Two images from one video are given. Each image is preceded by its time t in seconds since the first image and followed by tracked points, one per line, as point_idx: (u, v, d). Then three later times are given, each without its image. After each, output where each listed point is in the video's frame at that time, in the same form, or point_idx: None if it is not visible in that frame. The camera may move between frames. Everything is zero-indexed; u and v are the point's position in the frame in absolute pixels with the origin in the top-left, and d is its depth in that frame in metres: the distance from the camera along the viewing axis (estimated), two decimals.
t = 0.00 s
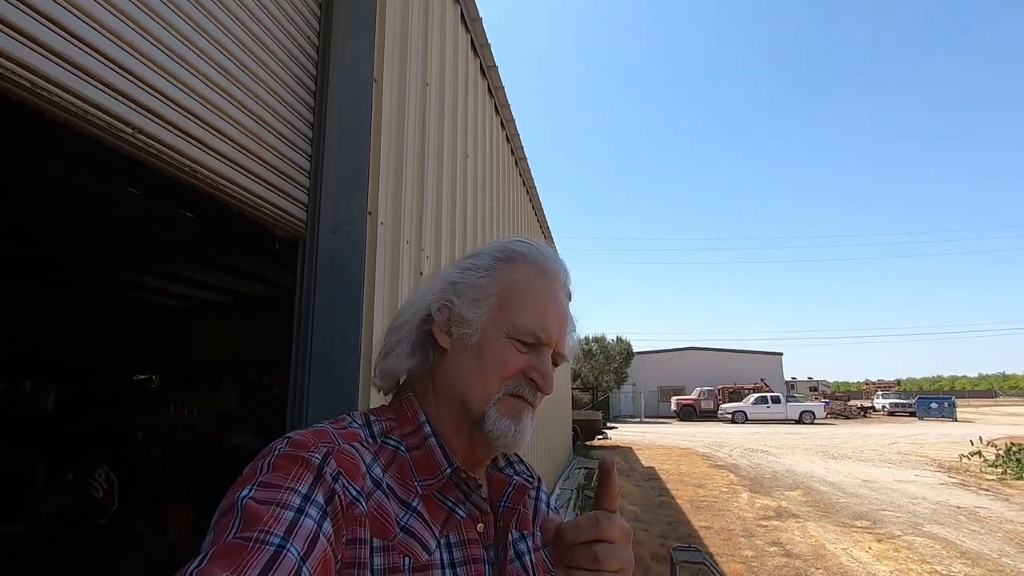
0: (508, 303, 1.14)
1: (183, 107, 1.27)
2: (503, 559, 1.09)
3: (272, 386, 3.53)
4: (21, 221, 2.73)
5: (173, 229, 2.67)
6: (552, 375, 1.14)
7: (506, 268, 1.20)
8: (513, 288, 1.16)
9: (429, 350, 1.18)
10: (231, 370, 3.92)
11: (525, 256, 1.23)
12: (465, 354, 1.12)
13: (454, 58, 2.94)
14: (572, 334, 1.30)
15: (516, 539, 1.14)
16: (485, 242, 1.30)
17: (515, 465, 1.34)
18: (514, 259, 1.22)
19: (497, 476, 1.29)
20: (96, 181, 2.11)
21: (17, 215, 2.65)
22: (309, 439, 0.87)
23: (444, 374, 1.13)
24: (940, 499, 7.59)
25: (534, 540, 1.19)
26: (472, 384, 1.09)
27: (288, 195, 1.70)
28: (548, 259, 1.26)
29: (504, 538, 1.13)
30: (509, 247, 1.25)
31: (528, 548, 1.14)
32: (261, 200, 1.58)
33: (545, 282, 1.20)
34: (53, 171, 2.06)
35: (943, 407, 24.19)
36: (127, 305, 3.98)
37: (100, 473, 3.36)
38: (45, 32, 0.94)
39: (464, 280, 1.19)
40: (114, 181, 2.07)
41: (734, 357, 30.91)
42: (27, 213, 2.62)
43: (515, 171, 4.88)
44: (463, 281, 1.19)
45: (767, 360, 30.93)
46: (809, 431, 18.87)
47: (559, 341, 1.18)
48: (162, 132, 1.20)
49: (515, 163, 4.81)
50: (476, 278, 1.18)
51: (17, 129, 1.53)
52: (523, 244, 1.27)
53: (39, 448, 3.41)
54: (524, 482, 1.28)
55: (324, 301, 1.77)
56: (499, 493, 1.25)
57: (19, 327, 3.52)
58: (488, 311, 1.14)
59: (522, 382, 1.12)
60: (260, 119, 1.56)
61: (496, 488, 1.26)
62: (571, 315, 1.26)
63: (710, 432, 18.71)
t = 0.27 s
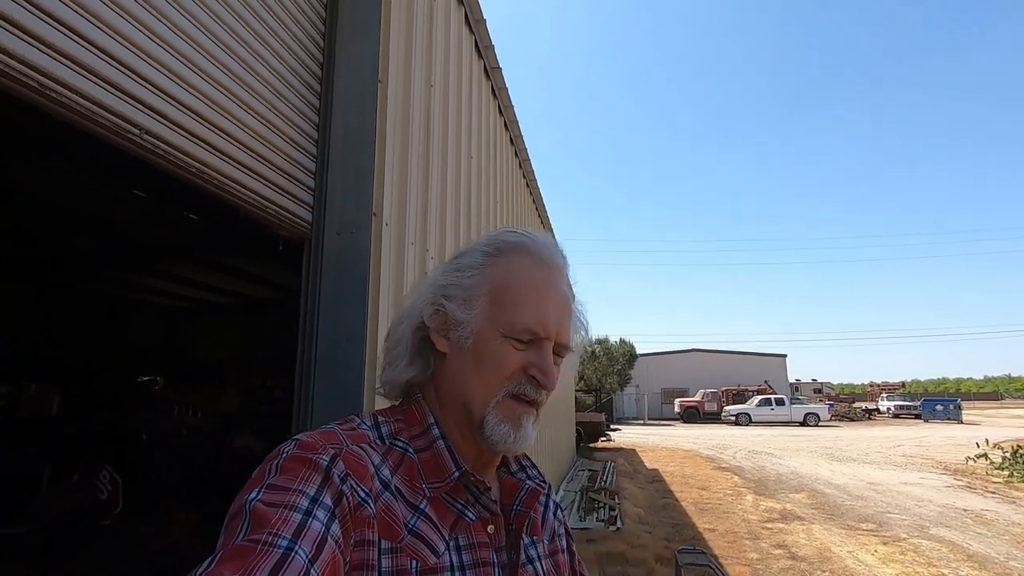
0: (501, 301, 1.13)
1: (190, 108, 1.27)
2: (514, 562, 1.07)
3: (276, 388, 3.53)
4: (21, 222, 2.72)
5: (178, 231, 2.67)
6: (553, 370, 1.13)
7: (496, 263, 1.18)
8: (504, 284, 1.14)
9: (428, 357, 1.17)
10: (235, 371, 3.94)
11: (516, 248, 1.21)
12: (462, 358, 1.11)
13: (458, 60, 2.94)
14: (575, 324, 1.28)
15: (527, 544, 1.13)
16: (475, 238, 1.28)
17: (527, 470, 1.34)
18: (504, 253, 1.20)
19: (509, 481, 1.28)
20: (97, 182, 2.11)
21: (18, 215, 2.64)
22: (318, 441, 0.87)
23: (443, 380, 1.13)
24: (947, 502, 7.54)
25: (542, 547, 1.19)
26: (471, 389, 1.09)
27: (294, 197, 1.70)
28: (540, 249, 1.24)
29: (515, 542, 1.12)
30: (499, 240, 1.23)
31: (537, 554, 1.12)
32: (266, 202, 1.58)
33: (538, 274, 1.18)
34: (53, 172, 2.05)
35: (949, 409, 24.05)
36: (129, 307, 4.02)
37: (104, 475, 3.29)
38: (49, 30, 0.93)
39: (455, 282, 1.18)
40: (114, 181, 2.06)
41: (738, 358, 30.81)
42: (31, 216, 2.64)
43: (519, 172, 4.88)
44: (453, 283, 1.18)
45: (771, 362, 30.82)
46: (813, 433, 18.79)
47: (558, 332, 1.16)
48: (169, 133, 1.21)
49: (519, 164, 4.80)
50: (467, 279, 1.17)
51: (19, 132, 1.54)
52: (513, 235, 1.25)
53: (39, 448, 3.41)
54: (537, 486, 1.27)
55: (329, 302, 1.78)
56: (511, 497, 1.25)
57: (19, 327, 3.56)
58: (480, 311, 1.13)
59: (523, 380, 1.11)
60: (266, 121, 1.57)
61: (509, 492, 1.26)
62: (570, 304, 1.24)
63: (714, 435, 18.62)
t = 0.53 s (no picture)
0: (494, 293, 1.14)
1: (196, 109, 1.28)
2: (525, 557, 1.09)
3: (276, 389, 3.53)
4: (21, 220, 2.72)
5: (178, 232, 2.68)
6: (555, 358, 1.13)
7: (486, 257, 1.19)
8: (496, 277, 1.16)
9: (430, 357, 1.19)
10: (235, 373, 3.94)
11: (505, 239, 1.22)
12: (461, 355, 1.12)
13: (461, 64, 2.96)
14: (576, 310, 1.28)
15: (538, 541, 1.14)
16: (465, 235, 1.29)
17: (539, 468, 1.35)
18: (494, 246, 1.21)
19: (521, 478, 1.28)
20: (99, 182, 2.12)
21: (19, 214, 2.64)
22: (332, 435, 0.88)
23: (446, 379, 1.14)
24: (946, 508, 7.54)
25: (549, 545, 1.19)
26: (473, 385, 1.10)
27: (298, 198, 1.72)
28: (531, 238, 1.25)
29: (529, 542, 1.13)
30: (489, 233, 1.24)
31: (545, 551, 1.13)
32: (271, 203, 1.59)
33: (530, 262, 1.19)
34: (54, 170, 2.04)
35: (947, 416, 24.05)
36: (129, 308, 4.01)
37: (102, 477, 3.38)
38: (59, 28, 0.94)
39: (448, 279, 1.19)
40: (115, 182, 2.06)
41: (737, 364, 30.81)
42: (32, 216, 2.65)
43: (520, 176, 4.90)
44: (444, 281, 1.20)
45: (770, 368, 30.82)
46: (812, 439, 18.78)
47: (557, 318, 1.16)
48: (176, 133, 1.22)
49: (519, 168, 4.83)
50: (460, 275, 1.18)
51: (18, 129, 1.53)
52: (502, 226, 1.26)
53: (39, 447, 3.43)
54: (550, 484, 1.27)
55: (332, 304, 1.79)
56: (524, 493, 1.25)
57: (19, 328, 3.52)
58: (475, 306, 1.14)
59: (526, 371, 1.11)
60: (271, 123, 1.58)
61: (521, 489, 1.26)
62: (568, 289, 1.24)
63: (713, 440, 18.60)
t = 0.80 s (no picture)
0: (510, 295, 1.14)
1: (191, 110, 1.28)
2: (528, 554, 1.09)
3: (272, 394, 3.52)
4: (21, 220, 2.68)
5: (176, 236, 2.68)
6: (566, 363, 1.13)
7: (502, 259, 1.19)
8: (513, 279, 1.16)
9: (440, 356, 1.18)
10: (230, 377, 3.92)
11: (522, 242, 1.23)
12: (473, 356, 1.12)
13: (458, 69, 2.97)
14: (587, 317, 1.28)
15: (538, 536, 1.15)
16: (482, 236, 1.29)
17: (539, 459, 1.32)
18: (511, 249, 1.21)
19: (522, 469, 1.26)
20: (97, 184, 2.12)
21: (16, 216, 2.63)
22: (335, 435, 0.87)
23: (455, 379, 1.14)
24: (941, 514, 7.55)
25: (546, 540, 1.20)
26: (482, 386, 1.10)
27: (294, 201, 1.72)
28: (548, 242, 1.25)
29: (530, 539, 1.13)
30: (506, 236, 1.24)
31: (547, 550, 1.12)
32: (267, 205, 1.59)
33: (547, 266, 1.19)
34: (52, 171, 2.04)
35: (942, 422, 24.10)
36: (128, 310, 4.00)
37: (95, 481, 3.29)
38: (54, 28, 0.94)
39: (464, 279, 1.19)
40: (112, 182, 2.05)
41: (733, 370, 30.84)
42: (28, 218, 2.64)
43: (517, 181, 4.90)
44: (460, 281, 1.20)
45: (766, 374, 30.86)
46: (808, 444, 18.79)
47: (570, 325, 1.16)
48: (170, 134, 1.22)
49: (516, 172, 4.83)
50: (475, 276, 1.18)
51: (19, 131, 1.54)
52: (519, 230, 1.26)
53: (39, 448, 3.34)
54: (550, 476, 1.25)
55: (328, 307, 1.79)
56: (524, 487, 1.24)
57: (19, 327, 3.49)
58: (489, 308, 1.14)
59: (535, 375, 1.11)
60: (267, 125, 1.58)
61: (522, 483, 1.24)
62: (582, 295, 1.24)
63: (709, 445, 18.60)
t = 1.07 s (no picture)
0: (500, 302, 1.13)
1: (187, 114, 1.28)
2: (513, 563, 1.08)
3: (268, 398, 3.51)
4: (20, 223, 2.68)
5: (174, 239, 2.69)
6: (556, 371, 1.12)
7: (492, 265, 1.19)
8: (503, 285, 1.15)
9: (428, 363, 1.17)
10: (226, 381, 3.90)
11: (512, 249, 1.22)
12: (462, 363, 1.12)
13: (456, 74, 2.98)
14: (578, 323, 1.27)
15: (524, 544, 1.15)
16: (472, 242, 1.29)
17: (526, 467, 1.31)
18: (501, 255, 1.21)
19: (507, 479, 1.25)
20: (96, 189, 2.13)
21: (14, 219, 2.63)
22: (321, 441, 0.86)
23: (444, 386, 1.13)
24: (941, 520, 7.52)
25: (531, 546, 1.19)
26: (472, 393, 1.09)
27: (290, 205, 1.71)
28: (538, 249, 1.25)
29: (515, 547, 1.12)
30: (496, 242, 1.24)
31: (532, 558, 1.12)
32: (263, 209, 1.59)
33: (537, 273, 1.19)
34: (51, 175, 2.04)
35: (942, 428, 24.05)
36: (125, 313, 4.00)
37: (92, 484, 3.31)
38: (46, 31, 0.94)
39: (453, 286, 1.19)
40: (111, 187, 2.05)
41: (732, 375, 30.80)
42: (25, 221, 2.64)
43: (516, 186, 4.91)
44: (449, 287, 1.19)
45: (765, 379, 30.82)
46: (807, 450, 18.74)
47: (561, 332, 1.15)
48: (166, 138, 1.21)
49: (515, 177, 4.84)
50: (464, 283, 1.18)
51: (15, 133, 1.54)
52: (509, 236, 1.26)
53: (39, 448, 3.38)
54: (536, 484, 1.24)
55: (322, 311, 1.78)
56: (510, 496, 1.23)
57: (19, 327, 3.49)
58: (479, 315, 1.14)
59: (525, 383, 1.11)
60: (264, 129, 1.58)
61: (508, 491, 1.23)
62: (572, 302, 1.24)
63: (708, 451, 18.54)
